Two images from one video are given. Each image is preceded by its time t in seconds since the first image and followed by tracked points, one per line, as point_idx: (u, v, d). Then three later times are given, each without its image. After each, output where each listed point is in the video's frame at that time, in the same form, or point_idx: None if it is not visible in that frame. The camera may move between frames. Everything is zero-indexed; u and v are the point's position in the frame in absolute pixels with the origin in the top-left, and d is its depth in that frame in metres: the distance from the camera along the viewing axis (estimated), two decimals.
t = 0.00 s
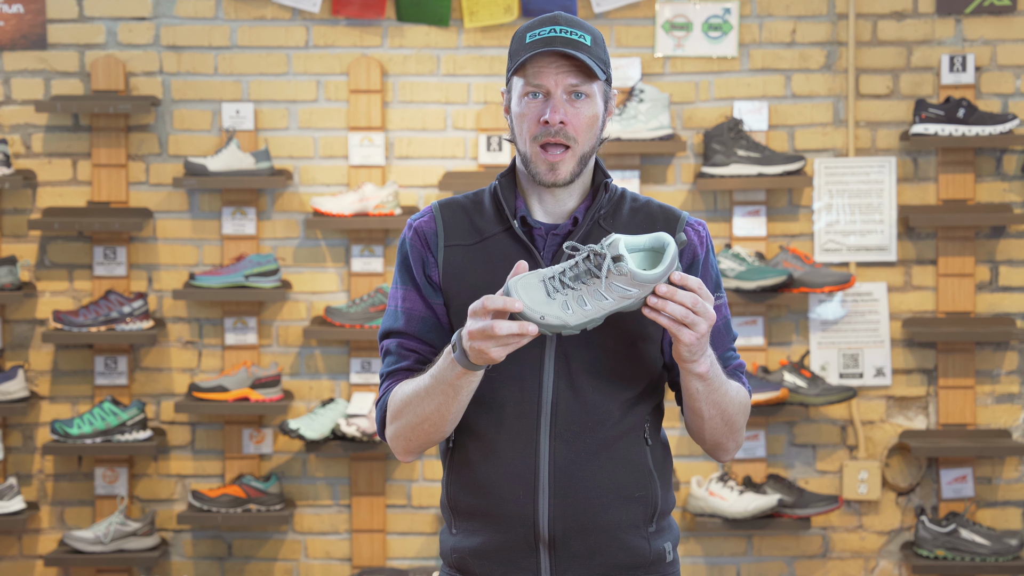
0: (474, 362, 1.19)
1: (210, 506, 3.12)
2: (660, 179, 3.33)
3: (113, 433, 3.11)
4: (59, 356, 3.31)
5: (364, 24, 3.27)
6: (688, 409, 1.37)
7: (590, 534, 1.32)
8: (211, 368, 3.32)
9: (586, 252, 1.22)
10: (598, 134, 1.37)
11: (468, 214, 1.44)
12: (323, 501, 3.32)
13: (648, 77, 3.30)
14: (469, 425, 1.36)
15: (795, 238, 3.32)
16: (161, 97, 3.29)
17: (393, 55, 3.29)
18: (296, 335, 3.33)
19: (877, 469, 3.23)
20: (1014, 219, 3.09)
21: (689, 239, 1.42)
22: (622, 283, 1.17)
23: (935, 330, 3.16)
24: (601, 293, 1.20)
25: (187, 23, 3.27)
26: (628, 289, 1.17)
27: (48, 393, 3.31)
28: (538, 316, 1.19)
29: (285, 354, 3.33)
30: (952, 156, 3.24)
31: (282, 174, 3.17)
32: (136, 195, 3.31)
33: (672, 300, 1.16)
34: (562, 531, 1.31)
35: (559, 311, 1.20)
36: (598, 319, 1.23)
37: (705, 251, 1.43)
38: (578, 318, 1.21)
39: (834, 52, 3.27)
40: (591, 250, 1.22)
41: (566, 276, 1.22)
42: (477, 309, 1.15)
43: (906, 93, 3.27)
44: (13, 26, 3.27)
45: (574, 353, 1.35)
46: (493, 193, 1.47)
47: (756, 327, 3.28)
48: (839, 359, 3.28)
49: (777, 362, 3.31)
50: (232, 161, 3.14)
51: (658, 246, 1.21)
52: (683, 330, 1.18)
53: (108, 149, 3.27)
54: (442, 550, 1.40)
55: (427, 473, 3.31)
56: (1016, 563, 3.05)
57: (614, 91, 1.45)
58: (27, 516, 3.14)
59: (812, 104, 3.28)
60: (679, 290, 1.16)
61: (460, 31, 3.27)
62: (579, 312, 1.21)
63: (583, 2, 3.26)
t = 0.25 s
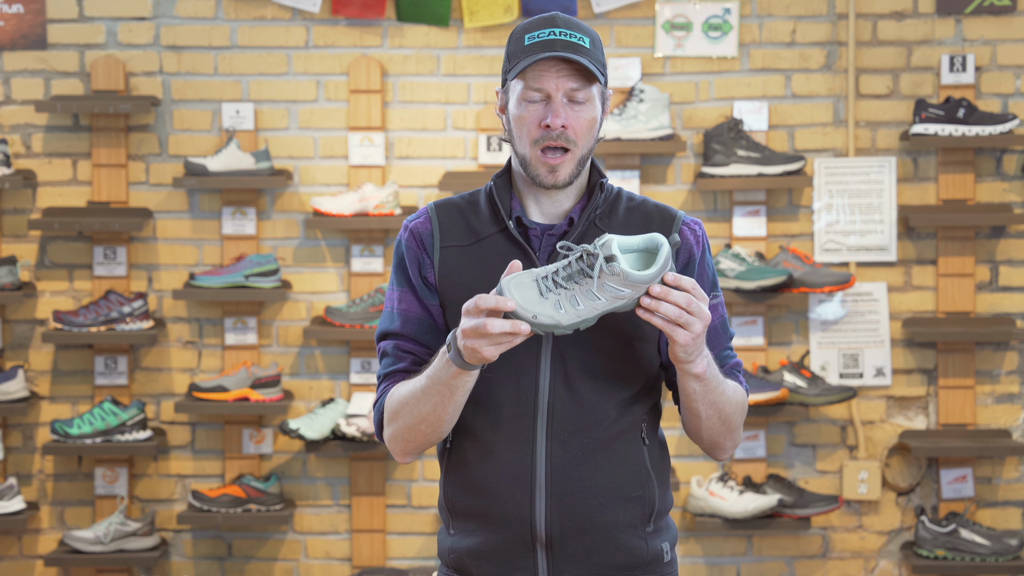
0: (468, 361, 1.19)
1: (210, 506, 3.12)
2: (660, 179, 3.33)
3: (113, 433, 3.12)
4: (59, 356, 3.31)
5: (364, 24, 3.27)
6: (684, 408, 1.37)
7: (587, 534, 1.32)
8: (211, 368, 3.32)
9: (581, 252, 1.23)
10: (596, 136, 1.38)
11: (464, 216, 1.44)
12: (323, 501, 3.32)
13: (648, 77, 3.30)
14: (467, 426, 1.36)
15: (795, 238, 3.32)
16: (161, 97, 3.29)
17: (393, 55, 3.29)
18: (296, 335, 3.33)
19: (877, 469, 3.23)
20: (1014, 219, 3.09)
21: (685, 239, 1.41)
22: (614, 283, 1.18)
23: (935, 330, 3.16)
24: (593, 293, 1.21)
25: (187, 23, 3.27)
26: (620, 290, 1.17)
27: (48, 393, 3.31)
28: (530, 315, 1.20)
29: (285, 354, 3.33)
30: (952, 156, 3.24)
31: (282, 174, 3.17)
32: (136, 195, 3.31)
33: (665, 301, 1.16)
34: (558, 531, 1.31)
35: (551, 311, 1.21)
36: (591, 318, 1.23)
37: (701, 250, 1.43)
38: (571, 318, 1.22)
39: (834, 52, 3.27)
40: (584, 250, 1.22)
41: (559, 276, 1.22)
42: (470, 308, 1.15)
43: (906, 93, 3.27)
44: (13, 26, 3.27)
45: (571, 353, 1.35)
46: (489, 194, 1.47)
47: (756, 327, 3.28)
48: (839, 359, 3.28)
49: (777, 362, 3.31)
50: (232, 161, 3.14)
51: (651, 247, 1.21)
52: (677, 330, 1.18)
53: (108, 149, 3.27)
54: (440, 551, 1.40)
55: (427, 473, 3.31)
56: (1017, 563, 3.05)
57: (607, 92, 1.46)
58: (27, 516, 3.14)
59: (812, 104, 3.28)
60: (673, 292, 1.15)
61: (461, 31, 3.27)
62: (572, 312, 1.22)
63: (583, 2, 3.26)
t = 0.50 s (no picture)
0: (463, 359, 1.19)
1: (210, 506, 3.12)
2: (660, 179, 3.33)
3: (113, 433, 3.11)
4: (59, 356, 3.31)
5: (364, 24, 3.27)
6: (682, 408, 1.37)
7: (586, 534, 1.32)
8: (211, 368, 3.32)
9: (576, 248, 1.20)
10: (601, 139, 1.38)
11: (459, 216, 1.44)
12: (323, 501, 3.32)
13: (648, 77, 3.30)
14: (465, 427, 1.36)
15: (795, 238, 3.32)
16: (161, 97, 3.29)
17: (393, 55, 3.29)
18: (296, 335, 3.33)
19: (877, 469, 3.23)
20: (1014, 218, 3.09)
21: (680, 238, 1.42)
22: (609, 281, 1.16)
23: (935, 330, 3.16)
24: (588, 290, 1.19)
25: (187, 23, 3.27)
26: (615, 287, 1.16)
27: (48, 393, 3.31)
28: (523, 311, 1.18)
29: (285, 354, 3.33)
30: (952, 156, 3.24)
31: (282, 174, 3.17)
32: (136, 195, 3.31)
33: (661, 301, 1.16)
34: (558, 531, 1.31)
35: (545, 307, 1.20)
36: (585, 317, 1.21)
37: (696, 250, 1.43)
38: (565, 315, 1.20)
39: (834, 52, 3.27)
40: (578, 246, 1.20)
41: (553, 274, 1.20)
42: (464, 304, 1.15)
43: (906, 93, 3.27)
44: (13, 26, 3.27)
45: (568, 353, 1.35)
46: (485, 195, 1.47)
47: (756, 327, 3.28)
48: (839, 359, 3.28)
49: (776, 362, 3.31)
50: (232, 161, 3.14)
51: (646, 246, 1.20)
52: (676, 330, 1.18)
53: (108, 149, 3.27)
54: (439, 552, 1.40)
55: (426, 473, 3.31)
56: (1017, 563, 3.05)
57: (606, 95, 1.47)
58: (27, 516, 3.14)
59: (812, 104, 3.28)
60: (675, 290, 1.16)
61: (461, 31, 3.27)
62: (565, 309, 1.20)
63: (583, 3, 3.26)
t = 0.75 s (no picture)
0: (461, 366, 1.19)
1: (210, 506, 3.12)
2: (660, 179, 3.33)
3: (113, 433, 3.12)
4: (59, 356, 3.31)
5: (364, 24, 3.28)
6: (681, 409, 1.37)
7: (585, 535, 1.32)
8: (211, 368, 3.32)
9: (570, 260, 1.19)
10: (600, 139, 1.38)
11: (457, 217, 1.44)
12: (323, 501, 3.32)
13: (648, 76, 3.30)
14: (464, 428, 1.36)
15: (795, 238, 3.32)
16: (161, 97, 3.29)
17: (393, 55, 3.29)
18: (296, 335, 3.33)
19: (877, 469, 3.23)
20: (1014, 219, 3.08)
21: (678, 238, 1.42)
22: (606, 292, 1.15)
23: (935, 330, 3.16)
24: (585, 301, 1.19)
25: (187, 23, 3.27)
26: (612, 297, 1.15)
27: (48, 393, 3.31)
28: (520, 323, 1.19)
29: (285, 354, 3.33)
30: (952, 156, 3.24)
31: (282, 174, 3.17)
32: (136, 195, 3.31)
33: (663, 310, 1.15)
34: (557, 532, 1.31)
35: (543, 319, 1.20)
36: (582, 326, 1.21)
37: (694, 249, 1.43)
38: (562, 325, 1.21)
39: (834, 52, 3.27)
40: (575, 257, 1.19)
41: (551, 284, 1.20)
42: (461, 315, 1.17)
43: (906, 93, 3.27)
44: (14, 26, 3.27)
45: (567, 354, 1.35)
46: (483, 195, 1.47)
47: (756, 327, 3.28)
48: (839, 359, 3.28)
49: (777, 362, 3.31)
50: (232, 161, 3.14)
51: (645, 255, 1.19)
52: (674, 337, 1.18)
53: (109, 149, 3.27)
54: (438, 553, 1.40)
55: (426, 473, 3.31)
56: (1017, 563, 3.05)
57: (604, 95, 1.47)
58: (27, 515, 3.14)
59: (812, 104, 3.28)
60: (673, 298, 1.15)
61: (460, 31, 3.27)
62: (564, 319, 1.20)
63: (583, 3, 3.26)
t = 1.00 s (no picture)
0: (458, 359, 1.19)
1: (210, 506, 3.12)
2: (660, 179, 3.33)
3: (113, 433, 3.12)
4: (58, 356, 3.31)
5: (364, 24, 3.27)
6: (679, 408, 1.37)
7: (584, 536, 1.32)
8: (211, 368, 3.32)
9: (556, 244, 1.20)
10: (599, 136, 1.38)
11: (457, 217, 1.44)
12: (323, 501, 3.32)
13: (648, 76, 3.30)
14: (463, 429, 1.36)
15: (795, 238, 3.32)
16: (161, 97, 3.29)
17: (393, 55, 3.29)
18: (296, 335, 3.33)
19: (877, 469, 3.23)
20: (1014, 219, 3.09)
21: (679, 239, 1.42)
22: (598, 268, 1.16)
23: (935, 330, 3.16)
24: (578, 279, 1.17)
25: (187, 23, 3.27)
26: (606, 274, 1.15)
27: (48, 393, 3.31)
28: (512, 299, 1.14)
29: (285, 354, 3.33)
30: (952, 156, 3.24)
31: (282, 174, 3.17)
32: (136, 195, 3.31)
33: (660, 307, 1.16)
34: (556, 533, 1.31)
35: (535, 296, 1.16)
36: (574, 310, 1.19)
37: (695, 250, 1.43)
38: (554, 305, 1.17)
39: (834, 52, 3.27)
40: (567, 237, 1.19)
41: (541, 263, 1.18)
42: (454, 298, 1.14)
43: (906, 93, 3.27)
44: (13, 26, 3.27)
45: (566, 355, 1.35)
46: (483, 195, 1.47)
47: (756, 327, 3.28)
48: (839, 359, 3.28)
49: (777, 362, 3.31)
50: (232, 161, 3.14)
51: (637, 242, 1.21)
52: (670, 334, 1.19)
53: (108, 149, 3.26)
54: (437, 553, 1.40)
55: (426, 473, 3.31)
56: (1016, 563, 3.05)
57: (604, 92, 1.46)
58: (27, 516, 3.14)
59: (812, 104, 3.28)
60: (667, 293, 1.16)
61: (461, 31, 3.27)
62: (555, 298, 1.17)
63: (583, 2, 3.26)
